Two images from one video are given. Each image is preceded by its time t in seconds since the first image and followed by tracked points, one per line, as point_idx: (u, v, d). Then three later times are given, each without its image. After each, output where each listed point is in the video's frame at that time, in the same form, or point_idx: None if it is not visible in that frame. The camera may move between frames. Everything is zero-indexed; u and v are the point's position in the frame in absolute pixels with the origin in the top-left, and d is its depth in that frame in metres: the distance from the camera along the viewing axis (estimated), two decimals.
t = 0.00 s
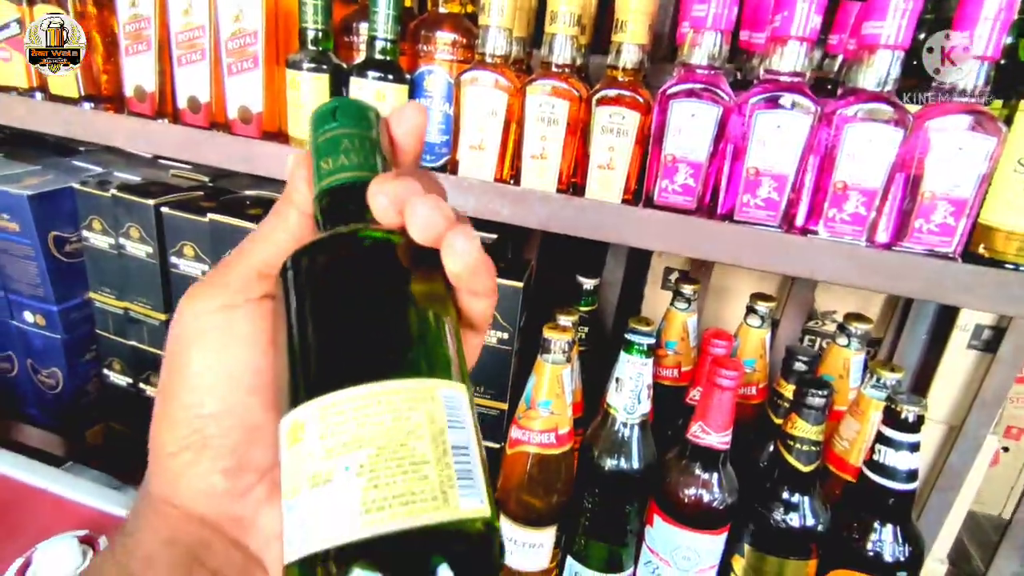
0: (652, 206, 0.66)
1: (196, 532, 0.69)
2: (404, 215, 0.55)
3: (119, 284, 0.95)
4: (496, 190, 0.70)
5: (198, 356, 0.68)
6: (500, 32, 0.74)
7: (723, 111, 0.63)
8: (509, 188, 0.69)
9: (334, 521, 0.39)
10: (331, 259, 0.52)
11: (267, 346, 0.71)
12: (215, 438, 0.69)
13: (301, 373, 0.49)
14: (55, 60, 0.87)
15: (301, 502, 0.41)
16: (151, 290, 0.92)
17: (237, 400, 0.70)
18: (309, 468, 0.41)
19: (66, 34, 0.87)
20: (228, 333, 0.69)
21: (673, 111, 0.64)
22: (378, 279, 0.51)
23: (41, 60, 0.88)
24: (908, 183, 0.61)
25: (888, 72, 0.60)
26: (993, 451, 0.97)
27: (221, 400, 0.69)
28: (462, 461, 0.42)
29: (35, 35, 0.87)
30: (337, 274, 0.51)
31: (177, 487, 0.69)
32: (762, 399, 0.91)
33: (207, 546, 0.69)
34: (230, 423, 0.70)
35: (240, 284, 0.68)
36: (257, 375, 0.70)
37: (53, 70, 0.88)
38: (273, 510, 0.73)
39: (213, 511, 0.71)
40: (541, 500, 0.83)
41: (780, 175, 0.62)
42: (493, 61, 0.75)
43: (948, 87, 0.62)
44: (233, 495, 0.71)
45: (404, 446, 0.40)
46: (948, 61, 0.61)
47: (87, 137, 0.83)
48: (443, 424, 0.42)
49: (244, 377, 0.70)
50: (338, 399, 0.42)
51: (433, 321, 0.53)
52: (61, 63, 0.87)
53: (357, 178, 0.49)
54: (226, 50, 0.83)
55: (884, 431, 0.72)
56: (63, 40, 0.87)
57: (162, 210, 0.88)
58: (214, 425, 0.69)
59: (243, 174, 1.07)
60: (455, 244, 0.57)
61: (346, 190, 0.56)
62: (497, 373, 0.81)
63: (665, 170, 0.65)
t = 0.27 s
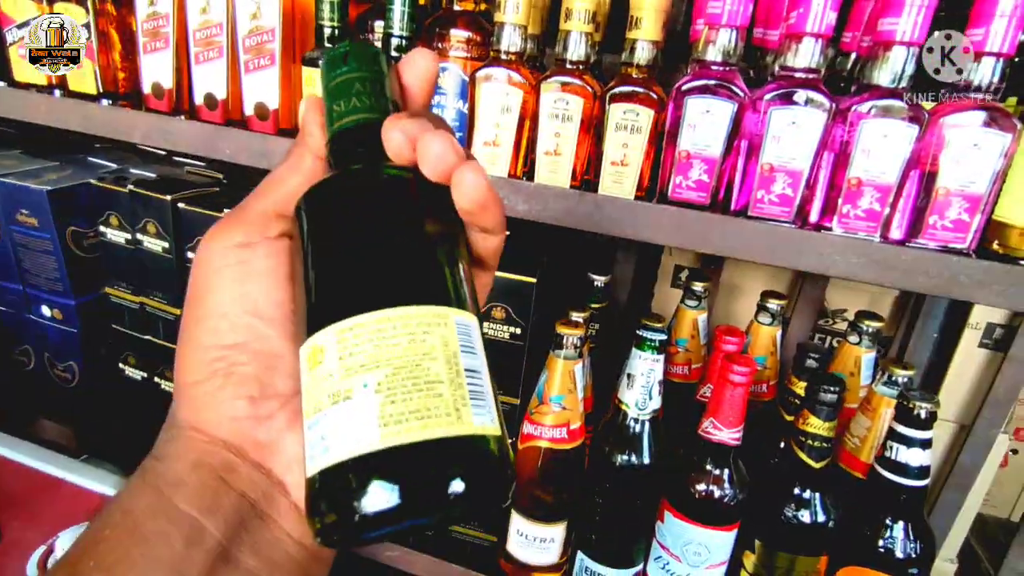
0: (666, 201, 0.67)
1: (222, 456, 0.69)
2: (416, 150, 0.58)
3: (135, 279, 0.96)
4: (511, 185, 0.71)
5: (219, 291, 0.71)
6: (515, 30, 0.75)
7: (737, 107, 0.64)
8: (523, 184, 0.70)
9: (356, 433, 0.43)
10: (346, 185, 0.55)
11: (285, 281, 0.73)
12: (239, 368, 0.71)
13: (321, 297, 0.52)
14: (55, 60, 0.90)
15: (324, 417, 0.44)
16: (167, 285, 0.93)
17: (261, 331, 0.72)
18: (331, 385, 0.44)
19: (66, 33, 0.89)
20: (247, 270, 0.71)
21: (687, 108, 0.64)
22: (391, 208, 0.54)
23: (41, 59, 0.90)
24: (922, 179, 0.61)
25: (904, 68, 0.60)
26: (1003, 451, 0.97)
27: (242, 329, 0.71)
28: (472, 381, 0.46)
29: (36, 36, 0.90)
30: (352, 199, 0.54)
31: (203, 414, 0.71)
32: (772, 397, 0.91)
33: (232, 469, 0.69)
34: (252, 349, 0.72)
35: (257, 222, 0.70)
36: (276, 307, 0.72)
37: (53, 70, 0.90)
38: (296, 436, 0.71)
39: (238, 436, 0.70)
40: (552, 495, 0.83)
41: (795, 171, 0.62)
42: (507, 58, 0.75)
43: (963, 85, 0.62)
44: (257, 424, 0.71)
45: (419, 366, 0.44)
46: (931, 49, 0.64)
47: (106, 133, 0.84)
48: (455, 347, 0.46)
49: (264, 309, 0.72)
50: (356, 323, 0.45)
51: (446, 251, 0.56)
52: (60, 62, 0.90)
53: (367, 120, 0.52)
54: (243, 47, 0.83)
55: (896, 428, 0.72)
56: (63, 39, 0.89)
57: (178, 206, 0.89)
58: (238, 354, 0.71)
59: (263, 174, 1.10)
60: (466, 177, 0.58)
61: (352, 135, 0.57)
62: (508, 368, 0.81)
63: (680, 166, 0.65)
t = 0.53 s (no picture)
0: (669, 205, 0.67)
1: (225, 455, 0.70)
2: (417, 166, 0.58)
3: (144, 280, 0.97)
4: (516, 189, 0.71)
5: (220, 295, 0.72)
6: (520, 35, 0.75)
7: (740, 113, 0.64)
8: (528, 188, 0.71)
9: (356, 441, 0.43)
10: (345, 192, 0.56)
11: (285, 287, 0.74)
12: (241, 371, 0.72)
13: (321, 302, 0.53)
14: (55, 60, 0.92)
15: (325, 423, 0.45)
16: (174, 287, 0.94)
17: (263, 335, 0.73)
18: (333, 393, 0.45)
19: (63, 32, 0.91)
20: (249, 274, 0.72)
21: (691, 113, 0.65)
22: (391, 215, 0.55)
23: (41, 59, 0.92)
24: (924, 184, 0.62)
25: (905, 74, 0.61)
26: (1005, 456, 0.98)
27: (243, 333, 0.72)
28: (469, 391, 0.46)
29: (36, 36, 0.92)
30: (353, 206, 0.55)
31: (205, 414, 0.71)
32: (774, 399, 0.92)
33: (232, 469, 0.69)
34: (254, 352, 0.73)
35: (258, 228, 0.72)
36: (277, 312, 0.73)
37: (52, 70, 0.92)
38: (295, 437, 0.72)
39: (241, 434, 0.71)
40: (556, 497, 0.84)
41: (797, 176, 0.62)
42: (512, 64, 0.76)
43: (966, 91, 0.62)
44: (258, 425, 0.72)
45: (418, 376, 0.45)
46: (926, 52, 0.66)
47: (116, 138, 0.85)
48: (454, 357, 0.46)
49: (265, 314, 0.73)
50: (359, 331, 0.46)
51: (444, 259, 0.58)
52: (60, 62, 0.92)
53: (368, 129, 0.52)
54: (252, 52, 0.84)
55: (898, 431, 0.72)
56: (63, 39, 0.91)
57: (187, 209, 0.90)
58: (239, 356, 0.72)
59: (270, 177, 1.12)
60: (463, 194, 0.59)
61: (354, 144, 0.58)
62: (512, 370, 0.82)
63: (683, 170, 0.66)
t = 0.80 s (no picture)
0: (670, 208, 0.68)
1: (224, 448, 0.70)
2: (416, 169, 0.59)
3: (149, 281, 0.98)
4: (518, 192, 0.72)
5: (221, 292, 0.73)
6: (523, 38, 0.76)
7: (740, 116, 0.65)
8: (530, 190, 0.71)
9: (354, 439, 0.44)
10: (345, 191, 0.57)
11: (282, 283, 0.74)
12: (239, 367, 0.73)
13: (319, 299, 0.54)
14: (55, 60, 0.93)
15: (324, 422, 0.45)
16: (179, 288, 0.95)
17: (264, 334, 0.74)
18: (332, 393, 0.45)
19: (62, 33, 0.92)
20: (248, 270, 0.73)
21: (691, 116, 0.65)
22: (390, 217, 0.56)
23: (42, 59, 0.94)
24: (923, 187, 0.62)
25: (904, 78, 0.61)
26: (1007, 457, 0.98)
27: (242, 328, 0.73)
28: (465, 393, 0.47)
29: (35, 36, 0.93)
30: (351, 206, 0.56)
31: (203, 408, 0.72)
32: (775, 401, 0.92)
33: (231, 462, 0.70)
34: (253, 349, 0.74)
35: (257, 226, 0.73)
36: (277, 310, 0.75)
37: (52, 69, 0.93)
38: (292, 433, 0.73)
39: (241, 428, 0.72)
40: (557, 497, 0.85)
41: (797, 179, 0.63)
42: (515, 67, 0.77)
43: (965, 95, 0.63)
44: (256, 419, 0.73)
45: (416, 378, 0.45)
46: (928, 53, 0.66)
47: (123, 140, 0.86)
48: (450, 360, 0.47)
49: (264, 312, 0.74)
50: (359, 333, 0.46)
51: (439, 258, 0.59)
52: (60, 62, 0.93)
53: (370, 130, 0.53)
54: (256, 55, 0.85)
55: (899, 433, 0.72)
56: (63, 39, 0.92)
57: (192, 210, 0.90)
58: (238, 354, 0.73)
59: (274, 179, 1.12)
60: (460, 199, 0.59)
61: (354, 147, 0.59)
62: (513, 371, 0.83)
63: (684, 173, 0.66)
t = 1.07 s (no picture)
0: (671, 208, 0.68)
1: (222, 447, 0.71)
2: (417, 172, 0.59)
3: (151, 281, 0.98)
4: (519, 192, 0.72)
5: (220, 293, 0.73)
6: (524, 39, 0.76)
7: (742, 117, 0.64)
8: (531, 191, 0.71)
9: (358, 441, 0.44)
10: (346, 194, 0.58)
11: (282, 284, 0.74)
12: (236, 368, 0.73)
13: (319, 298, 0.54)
14: (55, 60, 0.93)
15: (327, 423, 0.45)
16: (182, 288, 0.95)
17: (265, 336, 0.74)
18: (335, 394, 0.45)
19: (63, 33, 0.92)
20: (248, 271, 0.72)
21: (693, 117, 0.65)
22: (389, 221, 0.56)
23: (41, 59, 0.94)
24: (925, 187, 0.62)
25: (906, 79, 0.61)
26: (1010, 456, 0.98)
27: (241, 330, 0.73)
28: (467, 395, 0.47)
29: (35, 36, 0.93)
30: (350, 208, 0.57)
31: (202, 407, 0.72)
32: (777, 401, 0.92)
33: (229, 462, 0.70)
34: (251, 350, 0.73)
35: (256, 224, 0.72)
36: (276, 311, 0.74)
37: (52, 69, 0.93)
38: (291, 433, 0.74)
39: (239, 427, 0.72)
40: (559, 497, 0.85)
41: (798, 179, 0.63)
42: (517, 68, 0.77)
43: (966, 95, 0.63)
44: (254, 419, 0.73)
45: (420, 380, 0.45)
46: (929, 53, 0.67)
47: (125, 140, 0.86)
48: (453, 363, 0.47)
49: (263, 313, 0.74)
50: (363, 335, 0.46)
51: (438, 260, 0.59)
52: (59, 62, 0.93)
53: (370, 132, 0.53)
54: (259, 55, 0.85)
55: (900, 433, 0.72)
56: (63, 39, 0.92)
57: (195, 210, 0.91)
58: (236, 354, 0.73)
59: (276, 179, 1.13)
60: (460, 204, 0.59)
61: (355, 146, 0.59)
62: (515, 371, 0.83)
63: (685, 174, 0.66)
